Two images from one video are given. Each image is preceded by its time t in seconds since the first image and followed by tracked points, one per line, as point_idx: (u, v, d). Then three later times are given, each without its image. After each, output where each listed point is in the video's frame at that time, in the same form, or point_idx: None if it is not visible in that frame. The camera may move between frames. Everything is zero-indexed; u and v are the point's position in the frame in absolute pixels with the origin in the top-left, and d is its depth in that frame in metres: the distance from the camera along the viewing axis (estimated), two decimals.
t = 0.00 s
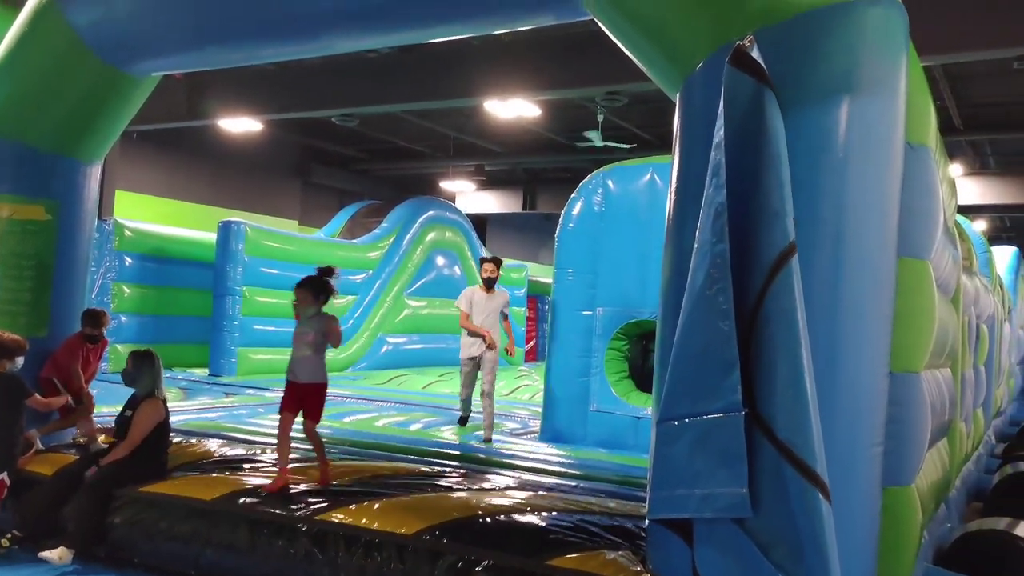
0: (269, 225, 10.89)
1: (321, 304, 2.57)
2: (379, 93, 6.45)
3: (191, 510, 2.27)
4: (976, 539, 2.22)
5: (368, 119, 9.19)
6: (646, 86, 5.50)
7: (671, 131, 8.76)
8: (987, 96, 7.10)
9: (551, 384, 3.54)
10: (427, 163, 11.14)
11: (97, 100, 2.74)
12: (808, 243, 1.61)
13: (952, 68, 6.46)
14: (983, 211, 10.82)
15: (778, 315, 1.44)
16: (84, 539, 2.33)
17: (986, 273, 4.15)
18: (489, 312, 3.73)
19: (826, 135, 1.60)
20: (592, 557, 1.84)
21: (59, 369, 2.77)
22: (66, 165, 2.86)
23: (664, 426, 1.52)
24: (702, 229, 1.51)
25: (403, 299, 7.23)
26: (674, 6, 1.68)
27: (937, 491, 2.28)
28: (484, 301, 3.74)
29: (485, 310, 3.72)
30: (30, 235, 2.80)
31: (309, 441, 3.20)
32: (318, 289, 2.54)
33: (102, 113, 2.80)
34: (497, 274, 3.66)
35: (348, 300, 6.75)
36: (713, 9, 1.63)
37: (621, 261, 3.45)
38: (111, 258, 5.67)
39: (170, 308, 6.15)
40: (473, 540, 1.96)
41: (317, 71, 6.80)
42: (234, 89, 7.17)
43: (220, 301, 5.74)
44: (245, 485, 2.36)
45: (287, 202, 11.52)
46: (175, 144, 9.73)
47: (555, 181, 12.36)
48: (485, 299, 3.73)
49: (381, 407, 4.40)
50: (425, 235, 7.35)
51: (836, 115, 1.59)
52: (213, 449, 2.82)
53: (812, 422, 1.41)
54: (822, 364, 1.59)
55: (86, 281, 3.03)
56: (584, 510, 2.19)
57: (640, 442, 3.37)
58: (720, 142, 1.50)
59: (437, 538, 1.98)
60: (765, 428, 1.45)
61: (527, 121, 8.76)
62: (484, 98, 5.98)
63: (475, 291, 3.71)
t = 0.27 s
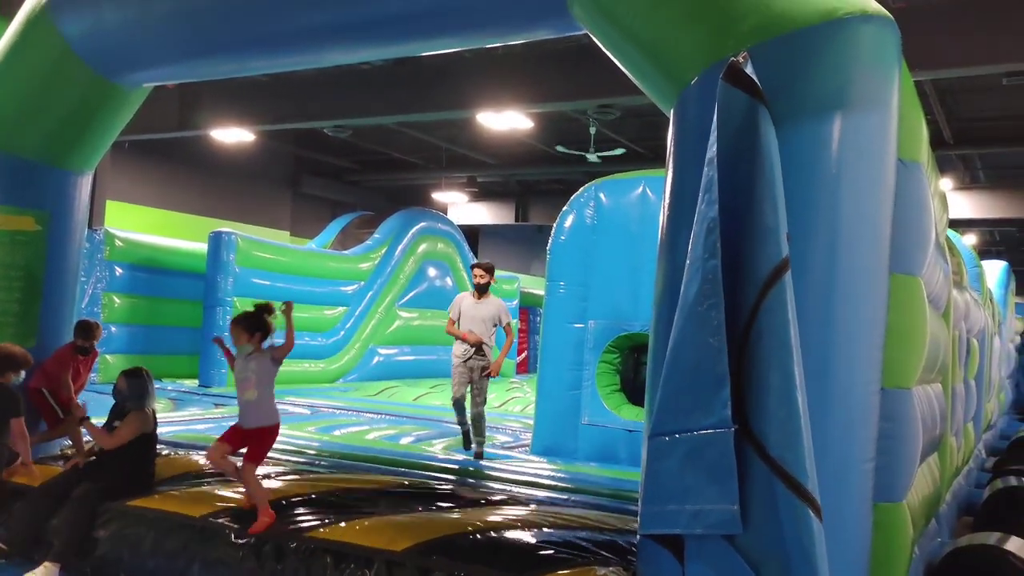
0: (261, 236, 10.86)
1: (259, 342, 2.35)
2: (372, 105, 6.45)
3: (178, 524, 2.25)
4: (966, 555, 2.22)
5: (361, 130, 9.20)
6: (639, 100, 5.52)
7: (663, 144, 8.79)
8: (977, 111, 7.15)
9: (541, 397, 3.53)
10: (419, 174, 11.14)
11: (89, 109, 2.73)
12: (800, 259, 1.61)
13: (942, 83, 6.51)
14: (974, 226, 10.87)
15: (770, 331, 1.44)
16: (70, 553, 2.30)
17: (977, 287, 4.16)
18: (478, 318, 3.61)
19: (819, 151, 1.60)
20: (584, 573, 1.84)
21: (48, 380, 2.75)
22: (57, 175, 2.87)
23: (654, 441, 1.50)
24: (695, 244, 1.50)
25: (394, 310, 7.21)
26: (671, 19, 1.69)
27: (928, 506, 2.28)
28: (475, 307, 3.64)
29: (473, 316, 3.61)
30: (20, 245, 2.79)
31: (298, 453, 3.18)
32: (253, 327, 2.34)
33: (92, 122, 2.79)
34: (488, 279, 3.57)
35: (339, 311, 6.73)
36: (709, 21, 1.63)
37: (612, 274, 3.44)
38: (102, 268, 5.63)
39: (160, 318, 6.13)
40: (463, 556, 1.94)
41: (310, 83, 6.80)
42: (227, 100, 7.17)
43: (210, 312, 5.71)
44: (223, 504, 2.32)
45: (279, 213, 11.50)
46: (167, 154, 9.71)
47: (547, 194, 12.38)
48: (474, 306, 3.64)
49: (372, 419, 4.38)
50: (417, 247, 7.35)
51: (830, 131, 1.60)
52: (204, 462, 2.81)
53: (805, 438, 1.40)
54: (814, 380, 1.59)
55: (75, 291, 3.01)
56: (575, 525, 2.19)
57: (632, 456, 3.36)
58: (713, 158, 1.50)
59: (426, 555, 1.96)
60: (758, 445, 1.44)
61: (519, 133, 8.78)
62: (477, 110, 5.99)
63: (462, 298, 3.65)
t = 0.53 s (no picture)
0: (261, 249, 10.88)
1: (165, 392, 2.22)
2: (373, 119, 6.48)
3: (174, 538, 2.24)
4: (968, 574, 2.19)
5: (361, 145, 9.24)
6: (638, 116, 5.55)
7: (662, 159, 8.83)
8: (975, 129, 7.19)
9: (540, 412, 3.53)
10: (418, 188, 11.17)
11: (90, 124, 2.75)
12: (798, 277, 1.61)
13: (940, 100, 6.55)
14: (973, 242, 10.91)
15: (768, 349, 1.43)
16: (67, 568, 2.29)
17: (975, 304, 4.17)
18: (471, 332, 3.19)
19: (817, 169, 1.61)
20: None
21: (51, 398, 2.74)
22: (58, 190, 2.89)
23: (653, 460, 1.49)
24: (693, 262, 1.50)
25: (393, 324, 7.21)
26: (670, 38, 1.71)
27: (926, 524, 2.27)
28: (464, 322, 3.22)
29: (466, 331, 3.19)
30: (20, 259, 2.81)
31: (296, 468, 3.18)
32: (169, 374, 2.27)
33: (93, 138, 2.82)
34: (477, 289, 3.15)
35: (338, 324, 6.73)
36: (707, 41, 1.65)
37: (612, 289, 3.45)
38: (101, 281, 5.62)
39: (160, 331, 6.13)
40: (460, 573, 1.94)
41: (311, 98, 6.83)
42: (228, 115, 7.21)
43: (210, 325, 5.71)
44: (235, 512, 2.36)
45: (279, 227, 11.53)
46: (168, 167, 9.74)
47: (547, 208, 12.42)
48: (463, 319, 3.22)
49: (370, 434, 4.37)
50: (416, 261, 7.36)
51: (828, 150, 1.61)
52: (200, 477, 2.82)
53: (802, 457, 1.40)
54: (812, 398, 1.59)
55: (76, 305, 3.02)
56: (573, 543, 2.18)
57: (631, 472, 3.35)
58: (712, 176, 1.50)
59: (423, 571, 1.95)
60: (756, 464, 1.43)
61: (519, 149, 8.82)
62: (477, 125, 6.02)
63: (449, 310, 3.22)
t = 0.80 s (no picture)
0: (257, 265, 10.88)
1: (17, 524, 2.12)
2: (369, 136, 6.50)
3: (165, 556, 2.22)
4: None
5: (358, 161, 9.26)
6: (634, 135, 5.58)
7: (658, 177, 8.86)
8: (969, 148, 7.24)
9: (536, 429, 3.52)
10: (414, 204, 11.19)
11: (88, 141, 2.75)
12: (796, 297, 1.62)
13: (934, 121, 6.60)
14: (968, 261, 10.95)
15: (766, 369, 1.43)
16: None
17: (970, 324, 4.18)
18: (454, 344, 2.98)
19: (815, 190, 1.62)
20: None
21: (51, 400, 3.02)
22: (55, 206, 2.89)
23: (647, 479, 1.46)
24: (690, 281, 1.49)
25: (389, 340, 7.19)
26: (671, 55, 1.72)
27: (923, 544, 2.26)
28: (448, 335, 3.00)
29: (452, 343, 2.99)
30: (16, 276, 2.80)
31: (290, 486, 3.16)
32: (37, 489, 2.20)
33: (91, 157, 2.82)
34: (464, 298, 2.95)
35: (333, 340, 6.71)
36: (708, 59, 1.67)
37: (608, 307, 3.45)
38: (96, 296, 5.62)
39: (154, 347, 6.10)
40: None
41: (307, 114, 6.86)
42: (225, 131, 7.23)
43: (204, 341, 5.68)
44: (231, 530, 2.35)
45: (275, 242, 11.52)
46: (165, 182, 9.75)
47: (543, 225, 12.45)
48: (449, 330, 3.01)
49: (365, 451, 4.35)
50: (412, 277, 7.36)
51: (825, 172, 1.62)
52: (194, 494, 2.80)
53: (798, 478, 1.40)
54: (809, 420, 1.59)
55: (70, 320, 3.01)
56: (568, 562, 2.18)
57: (625, 490, 3.34)
58: (710, 196, 1.50)
59: None
60: (753, 485, 1.42)
61: (515, 166, 8.85)
62: (473, 142, 6.04)
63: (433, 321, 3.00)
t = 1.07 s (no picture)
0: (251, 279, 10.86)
1: None
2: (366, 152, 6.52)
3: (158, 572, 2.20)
4: None
5: (354, 177, 9.28)
6: (630, 152, 5.60)
7: (653, 194, 8.90)
8: (961, 168, 7.30)
9: (530, 447, 3.51)
10: (410, 220, 11.20)
11: (82, 155, 2.76)
12: (792, 315, 1.62)
13: (928, 140, 6.64)
14: (960, 280, 11.01)
15: (762, 387, 1.43)
16: None
17: (964, 342, 4.19)
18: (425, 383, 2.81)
19: (811, 208, 1.62)
20: None
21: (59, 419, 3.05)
22: (50, 220, 2.89)
23: (644, 497, 1.44)
24: (687, 299, 1.48)
25: (382, 357, 7.24)
26: (667, 75, 1.73)
27: (917, 564, 2.26)
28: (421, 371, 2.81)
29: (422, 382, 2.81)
30: (9, 289, 2.80)
31: (283, 502, 3.13)
32: None
33: (85, 170, 2.83)
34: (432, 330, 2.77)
35: (328, 356, 6.70)
36: (703, 80, 1.67)
37: (602, 324, 3.45)
38: (90, 310, 5.57)
39: (148, 361, 6.07)
40: None
41: (304, 130, 6.87)
42: (222, 146, 7.24)
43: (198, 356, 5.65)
44: (223, 543, 2.33)
45: (270, 257, 11.51)
46: (160, 197, 9.74)
47: (538, 241, 12.48)
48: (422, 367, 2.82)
49: (358, 467, 4.33)
50: (407, 293, 7.36)
51: (821, 190, 1.62)
52: (190, 510, 2.80)
53: (795, 498, 1.40)
54: (805, 437, 1.59)
55: (65, 332, 3.00)
56: None
57: (621, 509, 3.31)
58: (707, 215, 1.49)
59: None
60: (749, 504, 1.41)
61: (511, 182, 8.88)
62: (470, 159, 6.06)
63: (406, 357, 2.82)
